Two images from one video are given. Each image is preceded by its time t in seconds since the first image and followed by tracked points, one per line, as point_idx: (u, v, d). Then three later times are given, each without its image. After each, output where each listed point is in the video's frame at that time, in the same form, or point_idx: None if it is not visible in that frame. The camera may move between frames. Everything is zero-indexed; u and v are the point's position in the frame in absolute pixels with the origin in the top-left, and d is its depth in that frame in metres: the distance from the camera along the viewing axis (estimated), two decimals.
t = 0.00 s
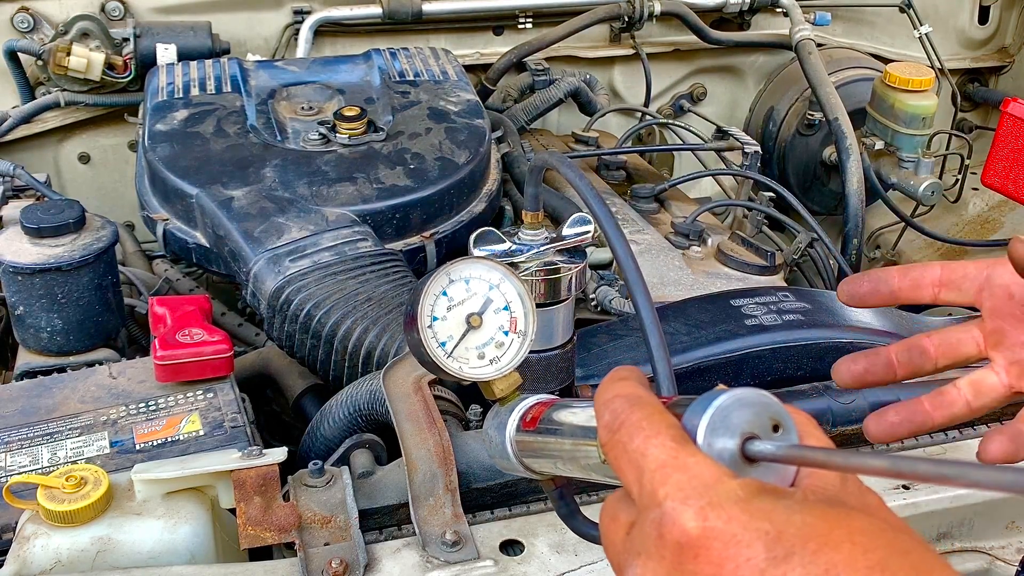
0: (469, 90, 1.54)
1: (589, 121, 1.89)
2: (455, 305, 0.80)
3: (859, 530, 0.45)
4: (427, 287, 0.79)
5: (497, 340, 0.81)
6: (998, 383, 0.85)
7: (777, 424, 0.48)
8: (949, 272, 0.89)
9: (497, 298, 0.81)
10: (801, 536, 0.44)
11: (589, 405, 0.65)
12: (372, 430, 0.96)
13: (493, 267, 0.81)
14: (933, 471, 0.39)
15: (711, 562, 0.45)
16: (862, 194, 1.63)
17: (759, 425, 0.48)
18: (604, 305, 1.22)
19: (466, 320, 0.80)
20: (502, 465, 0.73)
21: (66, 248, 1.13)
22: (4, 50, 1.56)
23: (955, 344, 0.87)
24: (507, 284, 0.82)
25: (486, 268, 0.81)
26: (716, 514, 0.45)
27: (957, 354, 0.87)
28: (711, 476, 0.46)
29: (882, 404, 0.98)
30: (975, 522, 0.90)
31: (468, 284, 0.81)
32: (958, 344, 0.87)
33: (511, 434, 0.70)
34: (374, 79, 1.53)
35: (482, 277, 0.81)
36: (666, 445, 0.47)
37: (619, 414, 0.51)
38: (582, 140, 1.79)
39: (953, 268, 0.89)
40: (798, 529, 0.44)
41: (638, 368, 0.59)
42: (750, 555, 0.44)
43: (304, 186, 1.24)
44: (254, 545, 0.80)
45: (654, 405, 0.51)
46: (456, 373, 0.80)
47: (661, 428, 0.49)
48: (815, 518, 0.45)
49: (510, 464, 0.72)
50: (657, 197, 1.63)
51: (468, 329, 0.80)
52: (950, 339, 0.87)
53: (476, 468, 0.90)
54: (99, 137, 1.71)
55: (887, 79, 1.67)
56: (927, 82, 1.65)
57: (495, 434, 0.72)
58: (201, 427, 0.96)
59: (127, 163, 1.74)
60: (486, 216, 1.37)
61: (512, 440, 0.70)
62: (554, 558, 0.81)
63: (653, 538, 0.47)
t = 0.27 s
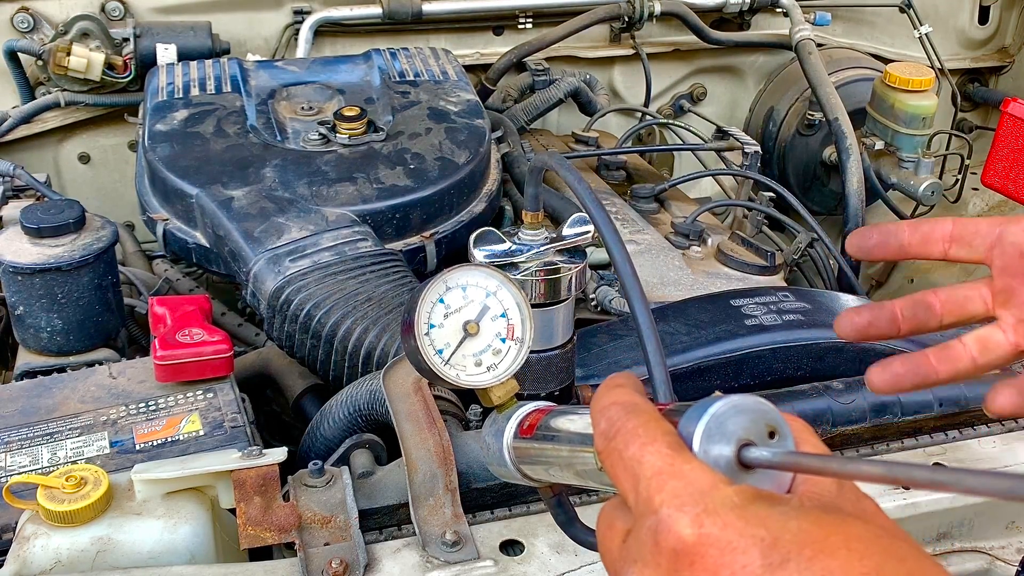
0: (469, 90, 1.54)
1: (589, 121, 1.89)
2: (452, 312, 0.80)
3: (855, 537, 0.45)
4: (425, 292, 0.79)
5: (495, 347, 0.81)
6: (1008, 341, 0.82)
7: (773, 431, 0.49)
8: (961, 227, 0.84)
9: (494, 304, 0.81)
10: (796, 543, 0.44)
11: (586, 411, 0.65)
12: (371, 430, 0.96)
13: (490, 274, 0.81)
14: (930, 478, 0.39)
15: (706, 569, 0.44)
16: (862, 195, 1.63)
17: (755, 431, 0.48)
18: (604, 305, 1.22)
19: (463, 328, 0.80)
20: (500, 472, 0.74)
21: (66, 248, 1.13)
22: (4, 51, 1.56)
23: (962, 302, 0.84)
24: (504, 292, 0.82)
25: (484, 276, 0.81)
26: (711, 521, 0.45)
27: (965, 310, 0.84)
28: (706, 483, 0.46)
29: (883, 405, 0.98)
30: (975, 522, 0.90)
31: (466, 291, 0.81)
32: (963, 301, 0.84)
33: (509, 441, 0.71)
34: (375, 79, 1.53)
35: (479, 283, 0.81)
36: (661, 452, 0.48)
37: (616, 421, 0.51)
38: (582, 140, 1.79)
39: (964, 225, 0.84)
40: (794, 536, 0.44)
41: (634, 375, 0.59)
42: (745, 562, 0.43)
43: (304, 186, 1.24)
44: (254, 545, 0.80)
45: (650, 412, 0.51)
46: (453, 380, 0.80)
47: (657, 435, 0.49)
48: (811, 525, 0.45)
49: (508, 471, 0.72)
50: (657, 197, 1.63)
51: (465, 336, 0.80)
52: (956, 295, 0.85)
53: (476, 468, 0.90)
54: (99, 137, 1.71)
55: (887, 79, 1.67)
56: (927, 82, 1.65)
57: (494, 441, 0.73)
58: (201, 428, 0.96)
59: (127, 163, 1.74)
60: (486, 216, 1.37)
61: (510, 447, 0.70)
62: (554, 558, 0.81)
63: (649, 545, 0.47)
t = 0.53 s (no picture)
0: (468, 89, 1.54)
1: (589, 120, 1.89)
2: (452, 311, 0.80)
3: (865, 548, 0.45)
4: (425, 292, 0.79)
5: (495, 347, 0.81)
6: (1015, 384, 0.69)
7: (781, 439, 0.48)
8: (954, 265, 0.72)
9: (495, 304, 0.81)
10: (805, 555, 0.44)
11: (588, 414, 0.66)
12: (372, 430, 0.96)
13: (491, 273, 0.81)
14: (939, 493, 0.39)
15: None
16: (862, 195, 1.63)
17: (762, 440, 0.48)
18: (604, 305, 1.22)
19: (464, 327, 0.80)
20: (500, 472, 0.74)
21: (66, 248, 1.13)
22: (4, 50, 1.56)
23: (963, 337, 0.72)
24: (505, 291, 0.82)
25: (485, 274, 0.81)
26: (719, 533, 0.45)
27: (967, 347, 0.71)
28: (714, 494, 0.46)
29: (883, 405, 0.98)
30: (975, 522, 0.90)
31: (466, 290, 0.81)
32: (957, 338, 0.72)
33: (510, 442, 0.71)
34: (374, 79, 1.53)
35: (480, 283, 0.81)
36: (668, 462, 0.48)
37: (622, 429, 0.52)
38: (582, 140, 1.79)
39: (956, 261, 0.73)
40: (802, 548, 0.44)
41: (641, 382, 0.59)
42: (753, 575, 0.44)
43: (304, 186, 1.24)
44: (254, 545, 0.80)
45: (656, 420, 0.52)
46: (453, 380, 0.79)
47: (664, 443, 0.49)
48: (820, 536, 0.45)
49: (509, 472, 0.73)
50: (657, 196, 1.63)
51: (466, 336, 0.80)
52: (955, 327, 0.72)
53: (476, 469, 0.90)
54: (99, 137, 1.71)
55: (887, 79, 1.67)
56: (927, 82, 1.65)
57: (495, 443, 0.73)
58: (201, 427, 0.96)
59: (128, 163, 1.74)
60: (486, 216, 1.37)
61: (510, 448, 0.71)
62: (554, 558, 0.81)
63: (655, 556, 0.47)
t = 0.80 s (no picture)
0: (468, 89, 1.54)
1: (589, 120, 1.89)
2: (444, 314, 0.80)
3: (863, 556, 0.46)
4: (417, 295, 0.79)
5: (487, 350, 0.81)
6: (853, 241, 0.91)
7: (777, 446, 0.48)
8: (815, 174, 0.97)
9: (487, 307, 0.81)
10: (803, 565, 0.45)
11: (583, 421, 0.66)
12: (372, 430, 0.96)
13: (483, 275, 0.81)
14: (938, 504, 0.40)
15: None
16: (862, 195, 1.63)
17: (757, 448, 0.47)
18: (604, 305, 1.22)
19: (456, 330, 0.80)
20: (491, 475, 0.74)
21: (66, 248, 1.13)
22: (4, 50, 1.56)
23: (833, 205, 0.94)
24: (496, 293, 0.82)
25: (477, 277, 0.81)
26: (716, 543, 0.46)
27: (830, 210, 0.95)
28: (710, 504, 0.46)
29: (883, 405, 0.98)
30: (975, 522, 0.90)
31: (458, 293, 0.81)
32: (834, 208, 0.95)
33: (502, 446, 0.71)
34: (374, 79, 1.53)
35: (472, 285, 0.81)
36: (664, 471, 0.48)
37: (617, 437, 0.52)
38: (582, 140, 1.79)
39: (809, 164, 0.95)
40: (800, 557, 0.45)
41: (632, 386, 0.59)
42: None
43: (304, 186, 1.24)
44: (254, 545, 0.80)
45: (651, 426, 0.52)
46: (445, 383, 0.79)
47: (659, 451, 0.49)
48: (818, 545, 0.46)
49: (501, 476, 0.72)
50: (657, 196, 1.63)
51: (457, 339, 0.80)
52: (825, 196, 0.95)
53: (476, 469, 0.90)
54: (99, 137, 1.71)
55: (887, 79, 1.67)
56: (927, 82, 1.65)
57: (486, 446, 0.73)
58: (201, 427, 0.96)
59: (127, 163, 1.74)
60: (486, 216, 1.37)
61: (503, 452, 0.71)
62: (554, 558, 0.81)
63: (651, 565, 0.48)
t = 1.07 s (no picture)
0: (469, 89, 1.54)
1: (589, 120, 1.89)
2: (439, 317, 0.80)
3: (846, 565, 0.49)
4: (411, 299, 0.79)
5: (482, 353, 0.81)
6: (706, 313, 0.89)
7: (767, 451, 0.48)
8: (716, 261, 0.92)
9: (482, 309, 0.81)
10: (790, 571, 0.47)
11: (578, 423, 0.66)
12: (372, 430, 0.96)
13: (478, 278, 0.81)
14: (925, 514, 0.40)
15: None
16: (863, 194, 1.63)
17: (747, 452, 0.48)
18: (605, 306, 1.22)
19: (450, 333, 0.80)
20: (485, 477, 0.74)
21: (66, 248, 1.13)
22: (4, 50, 1.56)
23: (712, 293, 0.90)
24: (490, 296, 0.81)
25: (471, 280, 0.81)
26: (705, 552, 0.47)
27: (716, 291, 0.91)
28: (699, 513, 0.47)
29: (883, 404, 0.98)
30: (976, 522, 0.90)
31: (452, 296, 0.81)
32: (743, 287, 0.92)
33: (497, 448, 0.71)
34: (374, 79, 1.53)
35: (466, 289, 0.81)
36: (653, 479, 0.49)
37: (608, 446, 0.53)
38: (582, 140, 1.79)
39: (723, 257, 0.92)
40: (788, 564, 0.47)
41: (624, 393, 0.60)
42: None
43: (304, 186, 1.24)
44: (254, 545, 0.80)
45: (641, 434, 0.53)
46: (439, 387, 0.79)
47: (648, 460, 0.50)
48: (805, 552, 0.49)
49: (496, 479, 0.72)
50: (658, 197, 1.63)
51: (451, 342, 0.80)
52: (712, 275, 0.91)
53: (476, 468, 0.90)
54: (99, 137, 1.71)
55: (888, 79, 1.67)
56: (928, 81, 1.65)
57: (481, 450, 0.73)
58: (201, 427, 0.96)
59: (127, 163, 1.74)
60: (486, 216, 1.37)
61: (498, 454, 0.71)
62: (555, 558, 0.81)
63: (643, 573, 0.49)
